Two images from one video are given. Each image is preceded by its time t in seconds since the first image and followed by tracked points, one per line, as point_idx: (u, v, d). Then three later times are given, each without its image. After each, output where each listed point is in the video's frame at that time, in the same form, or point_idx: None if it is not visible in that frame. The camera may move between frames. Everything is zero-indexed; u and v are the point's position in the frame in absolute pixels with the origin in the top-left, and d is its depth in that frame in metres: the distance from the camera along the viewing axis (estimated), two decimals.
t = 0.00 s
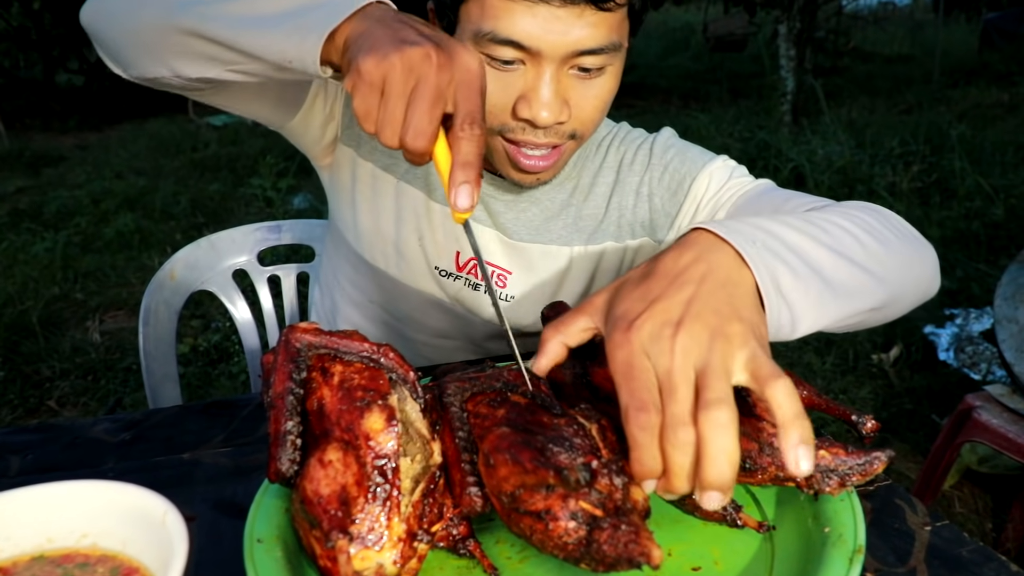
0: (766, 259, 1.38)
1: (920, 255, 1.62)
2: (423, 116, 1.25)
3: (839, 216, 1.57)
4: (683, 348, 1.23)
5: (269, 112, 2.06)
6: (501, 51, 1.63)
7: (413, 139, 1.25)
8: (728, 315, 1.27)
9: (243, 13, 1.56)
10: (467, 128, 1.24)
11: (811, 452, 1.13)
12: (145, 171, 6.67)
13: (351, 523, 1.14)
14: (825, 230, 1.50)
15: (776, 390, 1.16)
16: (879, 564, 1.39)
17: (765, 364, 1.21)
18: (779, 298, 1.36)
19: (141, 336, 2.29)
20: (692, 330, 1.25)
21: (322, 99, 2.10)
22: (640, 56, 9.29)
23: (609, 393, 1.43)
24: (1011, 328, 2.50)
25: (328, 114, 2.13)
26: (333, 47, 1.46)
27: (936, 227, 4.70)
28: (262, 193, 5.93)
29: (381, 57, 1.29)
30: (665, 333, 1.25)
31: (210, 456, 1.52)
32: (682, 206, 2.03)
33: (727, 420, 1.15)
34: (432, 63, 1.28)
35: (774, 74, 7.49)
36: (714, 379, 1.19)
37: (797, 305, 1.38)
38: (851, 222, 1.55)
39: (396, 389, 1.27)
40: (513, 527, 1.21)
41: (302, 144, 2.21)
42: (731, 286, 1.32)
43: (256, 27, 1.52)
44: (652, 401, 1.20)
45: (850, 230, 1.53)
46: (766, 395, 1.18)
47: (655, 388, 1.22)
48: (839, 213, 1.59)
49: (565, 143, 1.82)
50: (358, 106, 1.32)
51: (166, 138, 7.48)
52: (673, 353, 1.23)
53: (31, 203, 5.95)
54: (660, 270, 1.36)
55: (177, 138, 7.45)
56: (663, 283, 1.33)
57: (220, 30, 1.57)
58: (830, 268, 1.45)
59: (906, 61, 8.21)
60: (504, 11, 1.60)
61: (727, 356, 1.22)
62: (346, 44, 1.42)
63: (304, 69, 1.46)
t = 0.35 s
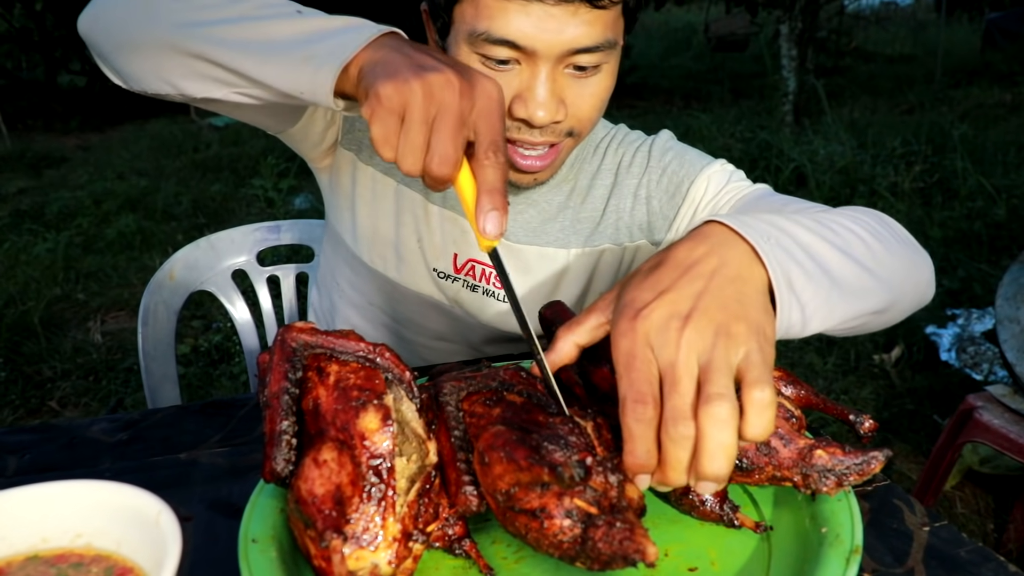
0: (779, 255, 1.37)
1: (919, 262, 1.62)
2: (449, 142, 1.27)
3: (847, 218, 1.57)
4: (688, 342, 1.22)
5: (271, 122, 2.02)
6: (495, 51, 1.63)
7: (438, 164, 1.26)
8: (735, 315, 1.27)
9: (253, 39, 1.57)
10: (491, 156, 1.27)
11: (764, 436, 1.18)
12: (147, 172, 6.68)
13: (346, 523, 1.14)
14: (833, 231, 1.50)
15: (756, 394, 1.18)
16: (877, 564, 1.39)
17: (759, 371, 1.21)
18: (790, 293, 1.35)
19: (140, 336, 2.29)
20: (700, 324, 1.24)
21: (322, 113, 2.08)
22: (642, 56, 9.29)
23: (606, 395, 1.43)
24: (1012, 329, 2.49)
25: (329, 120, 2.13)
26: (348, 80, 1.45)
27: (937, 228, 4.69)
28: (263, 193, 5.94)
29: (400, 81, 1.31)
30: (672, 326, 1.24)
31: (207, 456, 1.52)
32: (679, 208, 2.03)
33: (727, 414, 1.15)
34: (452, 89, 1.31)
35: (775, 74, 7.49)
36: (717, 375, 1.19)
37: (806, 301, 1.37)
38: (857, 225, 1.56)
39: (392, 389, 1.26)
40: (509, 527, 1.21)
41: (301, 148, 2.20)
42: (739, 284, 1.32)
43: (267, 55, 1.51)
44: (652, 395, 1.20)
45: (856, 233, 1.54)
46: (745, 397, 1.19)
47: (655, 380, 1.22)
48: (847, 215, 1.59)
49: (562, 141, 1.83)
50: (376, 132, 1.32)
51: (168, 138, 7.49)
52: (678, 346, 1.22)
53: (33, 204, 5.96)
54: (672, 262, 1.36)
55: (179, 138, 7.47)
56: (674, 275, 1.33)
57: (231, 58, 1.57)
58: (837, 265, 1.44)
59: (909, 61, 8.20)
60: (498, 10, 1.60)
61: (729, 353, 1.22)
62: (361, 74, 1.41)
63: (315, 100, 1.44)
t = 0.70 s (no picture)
0: (795, 268, 1.35)
1: (929, 273, 1.61)
2: (482, 125, 1.23)
3: (858, 231, 1.55)
4: (696, 359, 1.21)
5: (277, 115, 2.01)
6: (506, 44, 1.61)
7: (470, 148, 1.22)
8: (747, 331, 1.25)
9: (264, 25, 1.53)
10: (517, 147, 1.23)
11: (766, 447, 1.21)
12: (148, 171, 6.68)
13: (343, 527, 1.13)
14: (844, 243, 1.49)
15: (759, 417, 1.18)
16: (877, 570, 1.39)
17: (765, 389, 1.20)
18: (807, 308, 1.33)
19: (140, 335, 2.28)
20: (710, 340, 1.23)
21: (331, 106, 2.08)
22: (644, 57, 9.28)
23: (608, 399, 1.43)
24: (1014, 331, 2.48)
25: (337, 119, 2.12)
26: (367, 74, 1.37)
27: (939, 229, 4.68)
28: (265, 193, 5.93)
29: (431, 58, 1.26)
30: (681, 341, 1.23)
31: (206, 458, 1.52)
32: (686, 214, 2.02)
33: (730, 437, 1.16)
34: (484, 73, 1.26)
35: (778, 74, 7.48)
36: (723, 396, 1.18)
37: (825, 316, 1.35)
38: (870, 238, 1.55)
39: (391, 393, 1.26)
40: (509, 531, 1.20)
41: (303, 146, 2.19)
42: (753, 298, 1.30)
43: (285, 43, 1.46)
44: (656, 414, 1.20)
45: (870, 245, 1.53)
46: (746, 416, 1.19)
47: (660, 395, 1.22)
48: (859, 227, 1.58)
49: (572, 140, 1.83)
50: (401, 110, 1.25)
51: (169, 137, 7.49)
52: (685, 363, 1.21)
53: (35, 203, 5.96)
54: (684, 277, 1.34)
55: (180, 137, 7.46)
56: (686, 288, 1.32)
57: (245, 45, 1.53)
58: (851, 278, 1.43)
59: (911, 62, 8.19)
60: (509, 4, 1.58)
61: (738, 372, 1.20)
62: (381, 61, 1.34)
63: (331, 89, 1.38)
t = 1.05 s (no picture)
0: (798, 282, 1.36)
1: (934, 273, 1.61)
2: (486, 121, 1.23)
3: (862, 237, 1.56)
4: (691, 379, 1.19)
5: (276, 116, 2.00)
6: (510, 28, 1.61)
7: (474, 144, 1.23)
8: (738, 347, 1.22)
9: (271, 23, 1.52)
10: (523, 139, 1.22)
11: (775, 452, 1.10)
12: (148, 171, 6.67)
13: (343, 531, 1.13)
14: (849, 253, 1.48)
15: (755, 412, 1.10)
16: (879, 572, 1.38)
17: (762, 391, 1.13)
18: (813, 321, 1.33)
19: (139, 336, 2.26)
20: (701, 357, 1.21)
21: (330, 106, 2.10)
22: (644, 58, 9.28)
23: (610, 400, 1.43)
24: (1015, 332, 2.47)
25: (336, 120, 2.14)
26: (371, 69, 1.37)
27: (940, 230, 4.66)
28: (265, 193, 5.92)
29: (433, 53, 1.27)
30: (675, 363, 1.22)
31: (204, 461, 1.52)
32: (690, 216, 2.01)
33: (723, 449, 1.10)
34: (487, 65, 1.25)
35: (778, 75, 7.47)
36: (716, 409, 1.14)
37: (830, 328, 1.35)
38: (874, 244, 1.55)
39: (391, 399, 1.25)
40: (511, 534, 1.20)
41: (304, 149, 2.18)
42: (749, 315, 1.27)
43: (289, 41, 1.45)
44: (655, 437, 1.20)
45: (874, 253, 1.52)
46: (742, 417, 1.11)
47: (661, 421, 1.21)
48: (862, 233, 1.58)
49: (577, 129, 1.81)
50: (405, 106, 1.27)
51: (170, 138, 7.49)
52: (682, 383, 1.19)
53: (35, 203, 5.96)
54: (685, 301, 1.34)
55: (181, 138, 7.46)
56: (680, 314, 1.31)
57: (246, 43, 1.52)
58: (857, 288, 1.43)
59: (912, 63, 8.19)
60: None
61: (731, 385, 1.16)
62: (385, 58, 1.34)
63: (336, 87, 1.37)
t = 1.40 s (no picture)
0: (807, 283, 1.35)
1: (941, 275, 1.61)
2: (494, 137, 1.21)
3: (871, 239, 1.56)
4: (701, 378, 1.19)
5: (284, 116, 2.00)
6: (519, 30, 1.62)
7: (481, 159, 1.21)
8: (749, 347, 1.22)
9: (280, 22, 1.51)
10: (531, 157, 1.22)
11: (781, 453, 1.11)
12: (149, 171, 6.67)
13: (346, 534, 1.12)
14: (857, 255, 1.48)
15: (765, 412, 1.10)
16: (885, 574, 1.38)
17: (772, 391, 1.13)
18: (826, 323, 1.32)
19: (139, 336, 2.26)
20: (710, 356, 1.20)
21: (339, 104, 2.09)
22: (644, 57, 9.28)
23: (614, 401, 1.43)
24: (1018, 331, 2.47)
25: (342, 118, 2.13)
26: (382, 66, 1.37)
27: (941, 229, 4.65)
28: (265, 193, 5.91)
29: (447, 64, 1.25)
30: (686, 362, 1.21)
31: (206, 462, 1.52)
32: (694, 218, 2.01)
33: (731, 448, 1.10)
34: (500, 78, 1.24)
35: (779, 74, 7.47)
36: (724, 409, 1.14)
37: (842, 330, 1.34)
38: (882, 246, 1.55)
39: (396, 403, 1.25)
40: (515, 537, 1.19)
41: (309, 147, 2.18)
42: (762, 316, 1.27)
43: (297, 40, 1.45)
44: (665, 436, 1.19)
45: (883, 255, 1.52)
46: (752, 418, 1.11)
47: (669, 421, 1.20)
48: (870, 235, 1.58)
49: (583, 130, 1.81)
50: (413, 115, 1.24)
51: (170, 138, 7.49)
52: (691, 383, 1.19)
53: (35, 203, 5.96)
54: (696, 300, 1.34)
55: (181, 138, 7.46)
56: (689, 314, 1.31)
57: (256, 43, 1.52)
58: (865, 289, 1.43)
59: (912, 62, 8.19)
60: None
61: (741, 385, 1.16)
62: (395, 61, 1.34)
63: (348, 88, 1.37)
